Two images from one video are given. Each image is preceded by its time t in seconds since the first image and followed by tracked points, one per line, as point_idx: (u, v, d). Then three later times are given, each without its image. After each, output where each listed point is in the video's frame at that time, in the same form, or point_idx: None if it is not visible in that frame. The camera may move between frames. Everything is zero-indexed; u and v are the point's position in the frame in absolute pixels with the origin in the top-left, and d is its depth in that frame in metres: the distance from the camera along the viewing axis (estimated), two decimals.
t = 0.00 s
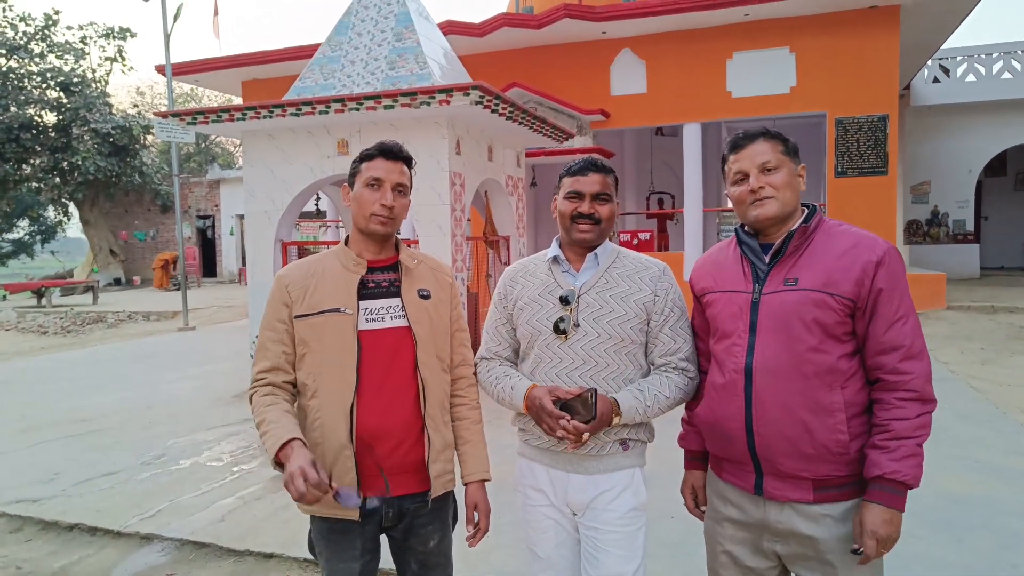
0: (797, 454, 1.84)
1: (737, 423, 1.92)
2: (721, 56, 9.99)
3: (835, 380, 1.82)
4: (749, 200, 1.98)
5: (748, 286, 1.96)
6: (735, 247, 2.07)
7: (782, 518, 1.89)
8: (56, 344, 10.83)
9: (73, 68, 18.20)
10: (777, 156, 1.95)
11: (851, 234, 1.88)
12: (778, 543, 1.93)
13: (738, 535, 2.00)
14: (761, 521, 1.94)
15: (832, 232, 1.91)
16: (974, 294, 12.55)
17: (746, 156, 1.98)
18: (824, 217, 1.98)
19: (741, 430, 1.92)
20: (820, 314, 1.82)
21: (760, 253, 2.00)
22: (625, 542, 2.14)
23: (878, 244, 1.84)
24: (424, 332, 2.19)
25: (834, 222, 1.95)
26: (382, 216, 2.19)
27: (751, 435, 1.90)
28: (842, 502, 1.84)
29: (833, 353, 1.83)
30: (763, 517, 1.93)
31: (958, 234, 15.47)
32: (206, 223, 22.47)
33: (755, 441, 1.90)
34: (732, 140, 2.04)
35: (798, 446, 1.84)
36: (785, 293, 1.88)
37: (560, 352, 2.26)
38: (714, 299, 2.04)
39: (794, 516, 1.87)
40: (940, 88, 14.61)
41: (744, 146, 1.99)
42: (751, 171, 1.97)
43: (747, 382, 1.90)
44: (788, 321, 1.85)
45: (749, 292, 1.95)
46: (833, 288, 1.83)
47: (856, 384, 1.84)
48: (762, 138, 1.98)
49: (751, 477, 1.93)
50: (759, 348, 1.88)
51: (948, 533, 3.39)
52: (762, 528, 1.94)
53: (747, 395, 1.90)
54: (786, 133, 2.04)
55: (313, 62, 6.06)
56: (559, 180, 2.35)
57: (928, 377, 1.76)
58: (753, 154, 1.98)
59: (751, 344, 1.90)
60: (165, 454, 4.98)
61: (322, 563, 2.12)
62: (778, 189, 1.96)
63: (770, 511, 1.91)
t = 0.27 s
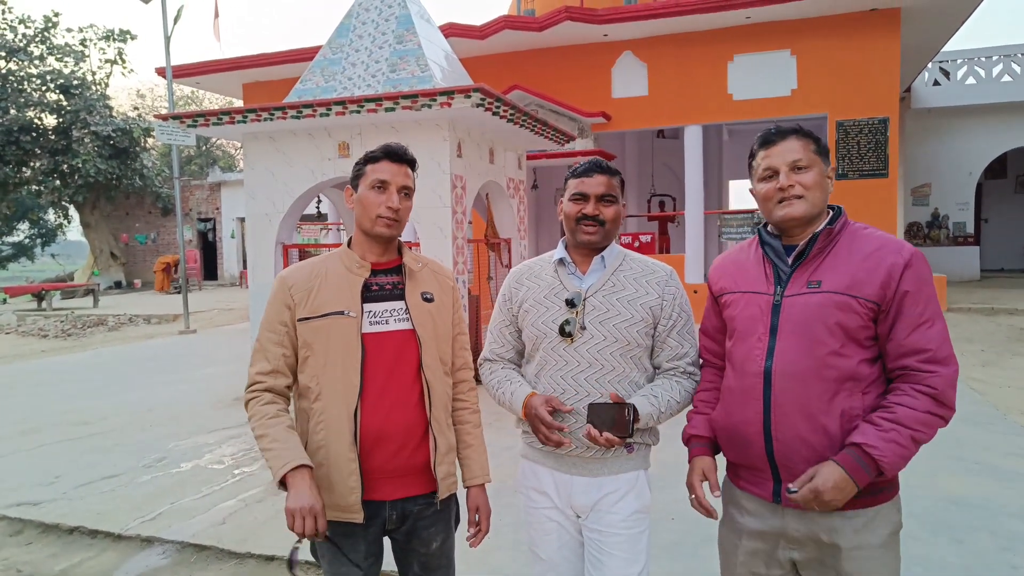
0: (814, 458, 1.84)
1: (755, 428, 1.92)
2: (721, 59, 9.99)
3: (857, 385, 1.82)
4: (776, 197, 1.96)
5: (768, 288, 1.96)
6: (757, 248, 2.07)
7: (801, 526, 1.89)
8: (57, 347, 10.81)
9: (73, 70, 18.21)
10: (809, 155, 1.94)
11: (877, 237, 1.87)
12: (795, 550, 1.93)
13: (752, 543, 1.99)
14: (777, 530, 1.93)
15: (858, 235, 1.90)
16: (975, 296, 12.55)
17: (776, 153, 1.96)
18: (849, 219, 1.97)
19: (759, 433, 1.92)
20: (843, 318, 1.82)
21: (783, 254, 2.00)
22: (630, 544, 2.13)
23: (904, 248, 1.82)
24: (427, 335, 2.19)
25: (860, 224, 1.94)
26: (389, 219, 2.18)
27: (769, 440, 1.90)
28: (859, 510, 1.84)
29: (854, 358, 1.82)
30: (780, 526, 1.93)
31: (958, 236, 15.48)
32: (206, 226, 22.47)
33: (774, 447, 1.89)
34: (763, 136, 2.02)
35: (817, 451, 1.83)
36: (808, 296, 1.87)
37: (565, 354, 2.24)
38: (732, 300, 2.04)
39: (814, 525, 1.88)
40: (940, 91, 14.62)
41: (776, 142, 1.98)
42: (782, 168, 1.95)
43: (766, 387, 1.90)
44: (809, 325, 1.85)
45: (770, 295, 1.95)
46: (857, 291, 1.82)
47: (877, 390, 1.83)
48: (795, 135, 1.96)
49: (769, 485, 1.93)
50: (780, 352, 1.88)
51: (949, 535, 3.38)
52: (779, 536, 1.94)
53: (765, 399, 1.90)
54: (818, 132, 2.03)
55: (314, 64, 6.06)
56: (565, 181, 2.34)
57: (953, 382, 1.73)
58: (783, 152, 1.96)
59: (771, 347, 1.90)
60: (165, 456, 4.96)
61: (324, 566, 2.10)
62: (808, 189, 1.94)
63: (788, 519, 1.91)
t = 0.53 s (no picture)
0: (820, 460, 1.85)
1: (762, 430, 1.94)
2: (720, 59, 10.00)
3: (867, 389, 1.84)
4: (791, 193, 1.95)
5: (779, 288, 1.97)
6: (771, 246, 2.08)
7: (809, 528, 1.90)
8: (57, 348, 10.80)
9: (72, 71, 18.18)
10: (827, 153, 1.93)
11: (890, 237, 1.86)
12: (802, 552, 1.94)
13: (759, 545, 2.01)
14: (785, 532, 1.94)
15: (871, 235, 1.90)
16: (974, 295, 12.55)
17: (794, 150, 1.95)
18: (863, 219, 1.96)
19: (767, 434, 1.93)
20: (853, 319, 1.82)
21: (795, 253, 2.00)
22: (632, 544, 2.13)
23: (917, 248, 1.81)
24: (426, 335, 2.18)
25: (874, 224, 1.94)
26: (383, 220, 2.18)
27: (777, 441, 1.92)
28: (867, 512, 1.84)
29: (863, 359, 1.83)
30: (788, 528, 1.93)
31: (958, 236, 15.49)
32: (205, 228, 22.47)
33: (780, 447, 1.91)
34: (780, 131, 2.01)
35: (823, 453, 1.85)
36: (818, 297, 1.88)
37: (566, 353, 2.25)
38: (742, 298, 2.04)
39: (822, 527, 1.88)
40: (938, 91, 14.64)
41: (794, 138, 1.97)
42: (800, 165, 1.94)
43: (774, 387, 1.91)
44: (817, 326, 1.86)
45: (780, 295, 1.95)
46: (868, 291, 1.81)
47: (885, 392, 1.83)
48: (812, 132, 1.95)
49: (777, 488, 1.94)
50: (789, 352, 1.89)
51: (950, 533, 3.37)
52: (786, 538, 1.94)
53: (773, 401, 1.92)
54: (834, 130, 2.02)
55: (313, 65, 6.05)
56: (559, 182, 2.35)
57: (961, 383, 1.71)
58: (801, 148, 1.95)
59: (780, 348, 1.91)
60: (165, 457, 4.96)
61: (324, 564, 2.10)
62: (824, 186, 1.93)
63: (795, 521, 1.92)
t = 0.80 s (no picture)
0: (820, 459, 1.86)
1: (763, 427, 1.96)
2: (718, 59, 10.01)
3: (867, 388, 1.85)
4: (795, 190, 1.97)
5: (781, 287, 1.98)
6: (773, 244, 2.09)
7: (810, 528, 1.90)
8: (58, 351, 10.81)
9: (71, 75, 18.20)
10: (830, 152, 1.94)
11: (893, 237, 1.88)
12: (803, 551, 1.94)
13: (759, 545, 2.02)
14: (787, 532, 1.95)
15: (874, 235, 1.91)
16: (974, 293, 12.55)
17: (799, 148, 1.96)
18: (866, 217, 1.97)
19: (768, 433, 1.95)
20: (856, 320, 1.83)
21: (798, 252, 2.01)
22: (631, 544, 2.14)
23: (919, 248, 1.83)
24: (425, 337, 2.18)
25: (876, 224, 1.95)
26: (381, 222, 2.18)
27: (777, 440, 1.93)
28: (868, 511, 1.86)
29: (864, 359, 1.84)
30: (789, 528, 1.94)
31: (957, 233, 15.49)
32: (205, 230, 22.48)
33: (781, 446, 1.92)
34: (785, 129, 2.02)
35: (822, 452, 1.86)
36: (820, 296, 1.89)
37: (564, 352, 2.27)
38: (743, 296, 2.05)
39: (823, 526, 1.88)
40: (937, 88, 14.65)
41: (798, 136, 1.97)
42: (803, 163, 1.95)
43: (775, 387, 1.93)
44: (818, 325, 1.87)
45: (781, 294, 1.97)
46: (870, 291, 1.83)
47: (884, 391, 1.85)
48: (817, 131, 1.96)
49: (778, 487, 1.95)
50: (791, 352, 1.90)
51: (949, 532, 3.38)
52: (787, 538, 1.95)
53: (774, 399, 1.93)
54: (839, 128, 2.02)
55: (311, 67, 6.06)
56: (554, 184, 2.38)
57: (961, 383, 1.73)
58: (805, 146, 1.96)
59: (781, 348, 1.93)
60: (167, 460, 4.97)
61: (325, 565, 2.11)
62: (828, 185, 1.93)
63: (797, 521, 1.92)
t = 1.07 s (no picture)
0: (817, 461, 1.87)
1: (759, 429, 1.96)
2: (719, 59, 10.01)
3: (865, 390, 1.86)
4: (792, 192, 1.97)
5: (778, 288, 1.98)
6: (770, 246, 2.10)
7: (807, 530, 1.91)
8: (57, 349, 10.84)
9: (73, 74, 18.23)
10: (828, 154, 1.95)
11: (891, 240, 1.89)
12: (798, 553, 1.95)
13: (755, 546, 2.03)
14: (783, 533, 1.96)
15: (872, 237, 1.92)
16: (974, 295, 12.54)
17: (796, 150, 1.97)
18: (862, 220, 1.98)
19: (764, 434, 1.95)
20: (856, 322, 1.83)
21: (795, 254, 2.02)
22: (627, 548, 2.14)
23: (918, 252, 1.84)
24: (424, 338, 2.19)
25: (873, 227, 1.96)
26: (380, 222, 2.19)
27: (774, 441, 1.94)
28: (865, 513, 1.86)
29: (861, 361, 1.85)
30: (785, 529, 1.95)
31: (957, 235, 15.48)
32: (206, 229, 22.52)
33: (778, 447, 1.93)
34: (783, 131, 2.02)
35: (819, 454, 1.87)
36: (818, 299, 1.89)
37: (560, 354, 2.27)
38: (740, 298, 2.06)
39: (819, 528, 1.89)
40: (938, 90, 14.64)
41: (796, 138, 1.98)
42: (800, 165, 1.96)
43: (772, 388, 1.93)
44: (815, 327, 1.88)
45: (778, 296, 1.97)
46: (869, 293, 1.83)
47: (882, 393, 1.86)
48: (815, 133, 1.97)
49: (774, 488, 1.96)
50: (788, 353, 1.91)
51: (946, 533, 3.38)
52: (783, 539, 1.96)
53: (770, 401, 1.94)
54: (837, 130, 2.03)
55: (311, 67, 6.07)
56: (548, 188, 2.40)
57: (958, 387, 1.74)
58: (803, 149, 1.96)
59: (778, 349, 1.93)
60: (166, 457, 4.98)
61: (321, 564, 2.12)
62: (826, 187, 1.94)
63: (793, 522, 1.93)
